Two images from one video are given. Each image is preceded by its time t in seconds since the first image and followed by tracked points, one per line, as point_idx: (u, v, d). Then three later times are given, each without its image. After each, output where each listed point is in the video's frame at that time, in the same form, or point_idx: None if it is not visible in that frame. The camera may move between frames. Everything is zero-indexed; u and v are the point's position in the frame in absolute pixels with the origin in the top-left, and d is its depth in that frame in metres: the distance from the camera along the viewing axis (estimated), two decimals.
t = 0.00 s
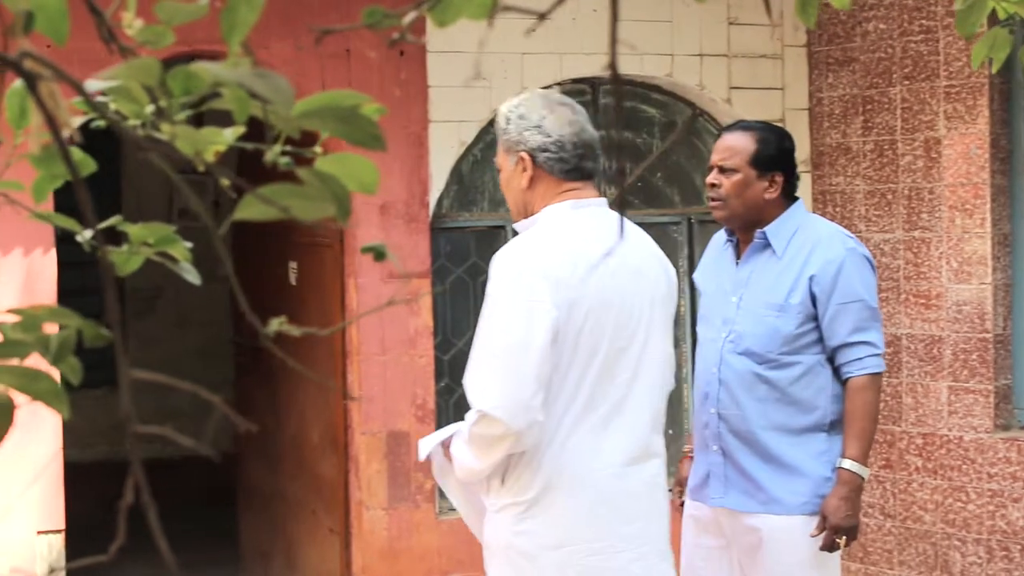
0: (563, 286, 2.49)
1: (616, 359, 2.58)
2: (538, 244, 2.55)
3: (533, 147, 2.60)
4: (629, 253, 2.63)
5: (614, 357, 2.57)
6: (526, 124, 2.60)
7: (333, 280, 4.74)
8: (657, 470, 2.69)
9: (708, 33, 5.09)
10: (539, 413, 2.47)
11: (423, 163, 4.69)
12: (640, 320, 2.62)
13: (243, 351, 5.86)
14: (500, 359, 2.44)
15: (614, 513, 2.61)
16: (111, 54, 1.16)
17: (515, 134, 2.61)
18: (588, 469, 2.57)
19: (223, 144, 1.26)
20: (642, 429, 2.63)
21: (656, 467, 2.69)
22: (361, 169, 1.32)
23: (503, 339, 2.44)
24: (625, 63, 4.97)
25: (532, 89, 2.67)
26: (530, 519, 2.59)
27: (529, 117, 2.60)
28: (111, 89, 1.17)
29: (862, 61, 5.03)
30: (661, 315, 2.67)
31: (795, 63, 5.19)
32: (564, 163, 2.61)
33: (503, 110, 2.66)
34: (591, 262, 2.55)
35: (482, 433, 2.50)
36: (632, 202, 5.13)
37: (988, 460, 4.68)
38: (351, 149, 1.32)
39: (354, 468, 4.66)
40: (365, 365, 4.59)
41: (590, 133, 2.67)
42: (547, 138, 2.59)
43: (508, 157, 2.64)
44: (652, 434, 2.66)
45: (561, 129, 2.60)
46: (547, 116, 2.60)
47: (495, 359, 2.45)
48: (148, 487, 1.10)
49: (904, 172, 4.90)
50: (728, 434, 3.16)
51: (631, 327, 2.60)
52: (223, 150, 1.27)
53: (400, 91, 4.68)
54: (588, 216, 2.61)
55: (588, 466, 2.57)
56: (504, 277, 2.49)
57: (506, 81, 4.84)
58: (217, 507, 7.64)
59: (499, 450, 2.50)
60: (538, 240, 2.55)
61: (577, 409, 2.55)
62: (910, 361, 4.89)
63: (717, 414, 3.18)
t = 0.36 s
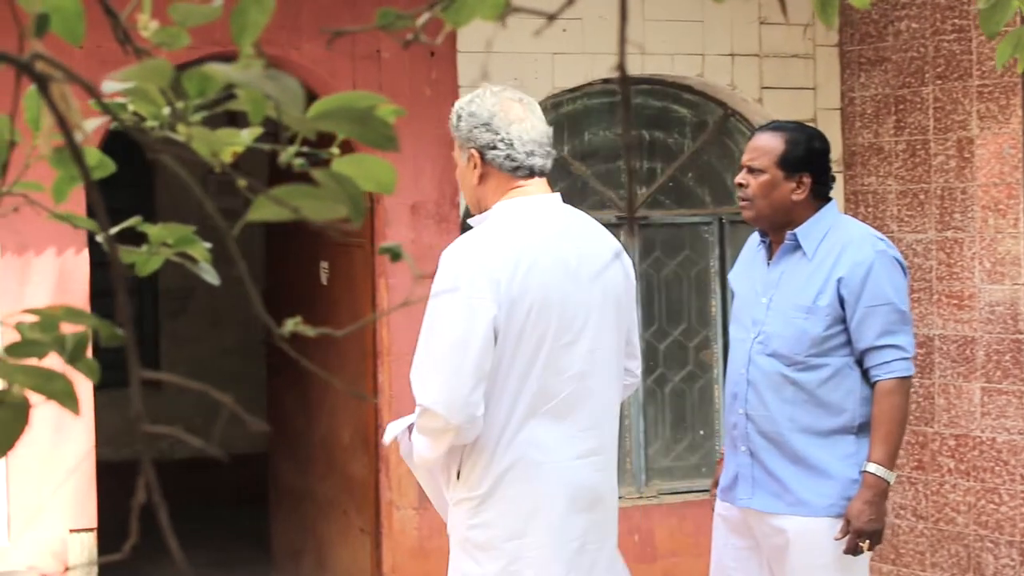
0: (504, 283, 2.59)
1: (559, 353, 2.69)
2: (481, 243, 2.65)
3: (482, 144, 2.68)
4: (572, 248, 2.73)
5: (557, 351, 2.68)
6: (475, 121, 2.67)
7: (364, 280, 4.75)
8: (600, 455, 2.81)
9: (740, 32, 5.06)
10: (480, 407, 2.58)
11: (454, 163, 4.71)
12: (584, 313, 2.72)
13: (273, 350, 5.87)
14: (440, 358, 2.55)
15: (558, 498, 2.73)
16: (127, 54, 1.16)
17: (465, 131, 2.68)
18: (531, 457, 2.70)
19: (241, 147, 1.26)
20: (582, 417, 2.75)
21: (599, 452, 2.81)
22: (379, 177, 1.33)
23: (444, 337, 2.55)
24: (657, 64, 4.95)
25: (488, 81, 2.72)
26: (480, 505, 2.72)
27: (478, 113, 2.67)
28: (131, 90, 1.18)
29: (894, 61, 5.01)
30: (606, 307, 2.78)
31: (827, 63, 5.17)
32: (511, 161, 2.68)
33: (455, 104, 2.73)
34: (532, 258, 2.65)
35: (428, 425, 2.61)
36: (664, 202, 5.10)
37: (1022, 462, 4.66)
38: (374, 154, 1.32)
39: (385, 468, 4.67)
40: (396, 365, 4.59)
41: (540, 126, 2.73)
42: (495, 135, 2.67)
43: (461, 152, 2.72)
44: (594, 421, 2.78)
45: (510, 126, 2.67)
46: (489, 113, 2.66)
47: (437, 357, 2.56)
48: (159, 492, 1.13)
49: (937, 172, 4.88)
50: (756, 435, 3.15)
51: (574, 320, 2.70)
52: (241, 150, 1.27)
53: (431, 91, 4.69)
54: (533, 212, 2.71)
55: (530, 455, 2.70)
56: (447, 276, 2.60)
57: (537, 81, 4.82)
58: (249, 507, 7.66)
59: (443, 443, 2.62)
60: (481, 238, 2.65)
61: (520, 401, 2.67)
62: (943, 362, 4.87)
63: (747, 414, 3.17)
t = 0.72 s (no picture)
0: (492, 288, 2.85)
1: (547, 351, 2.94)
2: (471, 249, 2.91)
3: (469, 150, 2.99)
4: (558, 253, 2.98)
5: (544, 349, 2.94)
6: (462, 131, 2.98)
7: (394, 278, 4.76)
8: (588, 443, 3.07)
9: (771, 30, 5.04)
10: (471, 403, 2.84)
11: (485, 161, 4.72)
12: (571, 313, 2.98)
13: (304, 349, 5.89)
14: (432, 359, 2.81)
15: (548, 485, 3.00)
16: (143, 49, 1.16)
17: (453, 139, 3.00)
18: (520, 449, 2.96)
19: (258, 141, 1.26)
20: (570, 410, 3.01)
21: (587, 442, 3.07)
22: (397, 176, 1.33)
23: (435, 338, 2.82)
24: (688, 62, 4.94)
25: (473, 93, 3.04)
26: (475, 494, 2.98)
27: (465, 123, 2.98)
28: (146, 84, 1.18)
29: (927, 57, 4.99)
30: (592, 307, 3.04)
31: (858, 60, 5.15)
32: (495, 166, 2.99)
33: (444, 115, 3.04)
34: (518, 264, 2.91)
35: (421, 421, 2.88)
36: (694, 199, 5.10)
37: None
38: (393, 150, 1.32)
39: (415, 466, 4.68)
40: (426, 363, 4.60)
41: (522, 133, 3.03)
42: (480, 142, 2.98)
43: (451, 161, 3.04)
44: (581, 412, 3.04)
45: (493, 134, 2.98)
46: (470, 123, 2.98)
47: (430, 356, 2.82)
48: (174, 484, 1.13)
49: (969, 169, 4.86)
50: (784, 434, 3.14)
51: (561, 321, 2.96)
52: (259, 146, 1.27)
53: (461, 89, 4.69)
54: (519, 220, 2.98)
55: (523, 446, 2.96)
56: (441, 280, 2.86)
57: (566, 79, 4.82)
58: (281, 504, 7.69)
59: (436, 437, 2.88)
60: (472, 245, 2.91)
61: (510, 396, 2.93)
62: (976, 360, 4.84)
63: (774, 413, 3.17)
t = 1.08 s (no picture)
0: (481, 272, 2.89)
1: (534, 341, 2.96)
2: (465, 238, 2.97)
3: (471, 147, 3.02)
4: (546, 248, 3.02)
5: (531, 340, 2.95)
6: (467, 128, 3.01)
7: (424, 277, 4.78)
8: (572, 440, 3.08)
9: (802, 26, 5.03)
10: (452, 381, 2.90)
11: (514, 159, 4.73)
12: (559, 307, 3.00)
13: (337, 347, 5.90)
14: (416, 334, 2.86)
15: (527, 468, 3.00)
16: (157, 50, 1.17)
17: (458, 136, 3.02)
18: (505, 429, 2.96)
19: (274, 141, 1.26)
20: (557, 403, 3.02)
21: (571, 439, 3.08)
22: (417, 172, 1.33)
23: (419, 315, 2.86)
24: (718, 59, 4.93)
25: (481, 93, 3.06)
26: (459, 472, 2.99)
27: (471, 121, 3.01)
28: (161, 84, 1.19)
29: (959, 53, 4.96)
30: (581, 298, 3.06)
31: (891, 56, 5.13)
32: (495, 163, 3.02)
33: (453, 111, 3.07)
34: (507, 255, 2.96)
35: (406, 396, 2.89)
36: (726, 197, 5.09)
37: None
38: (410, 148, 1.32)
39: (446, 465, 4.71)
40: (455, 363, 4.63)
41: (525, 133, 3.06)
42: (483, 140, 3.00)
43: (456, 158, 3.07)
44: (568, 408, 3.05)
45: (497, 133, 3.00)
46: (477, 121, 3.00)
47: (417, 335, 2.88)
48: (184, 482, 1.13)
49: (1002, 165, 4.83)
50: (819, 434, 3.16)
51: (548, 313, 2.98)
52: (275, 145, 1.27)
53: (491, 87, 4.70)
54: (513, 214, 3.02)
55: (507, 433, 2.96)
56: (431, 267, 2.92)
57: (596, 76, 4.82)
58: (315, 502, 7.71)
59: (419, 414, 2.90)
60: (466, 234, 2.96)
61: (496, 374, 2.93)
62: (1008, 357, 4.82)
63: (811, 415, 3.17)
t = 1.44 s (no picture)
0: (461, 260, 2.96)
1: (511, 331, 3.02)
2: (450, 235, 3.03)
3: (448, 149, 3.05)
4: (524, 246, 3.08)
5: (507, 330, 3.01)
6: (443, 129, 3.05)
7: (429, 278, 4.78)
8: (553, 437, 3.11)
9: (808, 24, 5.02)
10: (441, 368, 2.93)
11: (520, 159, 4.73)
12: (533, 304, 3.05)
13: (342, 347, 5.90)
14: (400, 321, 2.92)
15: (501, 460, 3.02)
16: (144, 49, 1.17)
17: (435, 138, 3.06)
18: (479, 421, 2.99)
19: (262, 143, 1.27)
20: (538, 398, 3.06)
21: (552, 435, 3.10)
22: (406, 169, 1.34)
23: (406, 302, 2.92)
24: (724, 57, 4.93)
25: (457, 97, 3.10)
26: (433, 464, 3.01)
27: (447, 123, 3.04)
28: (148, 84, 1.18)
29: (965, 51, 4.95)
30: (556, 297, 3.10)
31: (897, 54, 5.12)
32: (472, 163, 3.05)
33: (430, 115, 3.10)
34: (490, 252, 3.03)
35: (387, 389, 2.94)
36: (732, 196, 5.09)
37: None
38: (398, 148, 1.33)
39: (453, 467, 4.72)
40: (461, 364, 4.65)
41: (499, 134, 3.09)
42: (459, 141, 3.04)
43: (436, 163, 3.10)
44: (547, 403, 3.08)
45: (473, 134, 3.04)
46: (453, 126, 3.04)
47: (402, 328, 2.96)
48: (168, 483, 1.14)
49: (1009, 163, 4.82)
50: (820, 435, 3.15)
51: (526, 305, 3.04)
52: (264, 146, 1.28)
53: (496, 88, 4.70)
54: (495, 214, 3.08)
55: (485, 422, 3.00)
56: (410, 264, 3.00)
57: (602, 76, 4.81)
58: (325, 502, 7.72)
59: (401, 405, 2.95)
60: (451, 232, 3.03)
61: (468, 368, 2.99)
62: (1016, 355, 4.82)
63: (811, 415, 3.17)
